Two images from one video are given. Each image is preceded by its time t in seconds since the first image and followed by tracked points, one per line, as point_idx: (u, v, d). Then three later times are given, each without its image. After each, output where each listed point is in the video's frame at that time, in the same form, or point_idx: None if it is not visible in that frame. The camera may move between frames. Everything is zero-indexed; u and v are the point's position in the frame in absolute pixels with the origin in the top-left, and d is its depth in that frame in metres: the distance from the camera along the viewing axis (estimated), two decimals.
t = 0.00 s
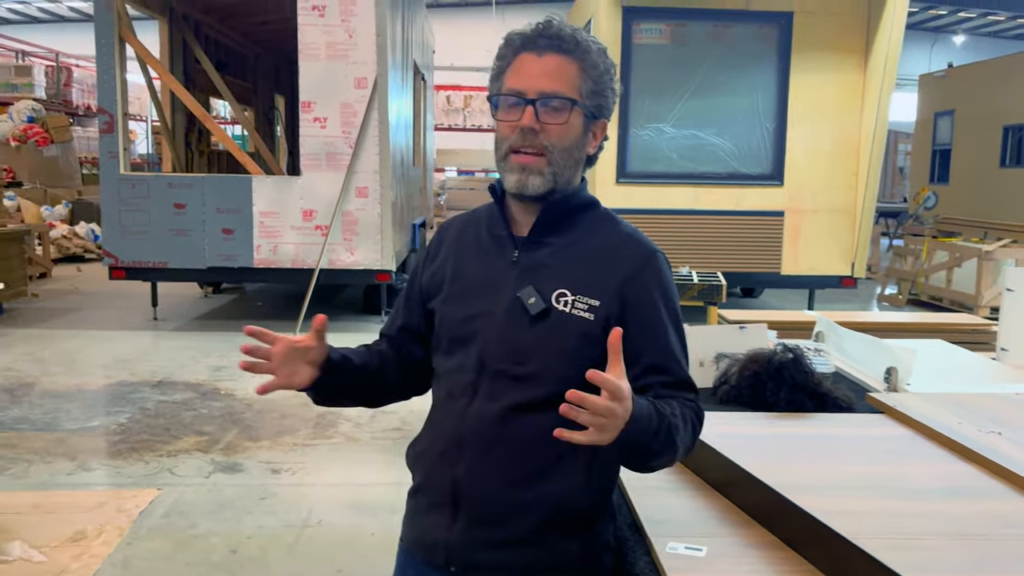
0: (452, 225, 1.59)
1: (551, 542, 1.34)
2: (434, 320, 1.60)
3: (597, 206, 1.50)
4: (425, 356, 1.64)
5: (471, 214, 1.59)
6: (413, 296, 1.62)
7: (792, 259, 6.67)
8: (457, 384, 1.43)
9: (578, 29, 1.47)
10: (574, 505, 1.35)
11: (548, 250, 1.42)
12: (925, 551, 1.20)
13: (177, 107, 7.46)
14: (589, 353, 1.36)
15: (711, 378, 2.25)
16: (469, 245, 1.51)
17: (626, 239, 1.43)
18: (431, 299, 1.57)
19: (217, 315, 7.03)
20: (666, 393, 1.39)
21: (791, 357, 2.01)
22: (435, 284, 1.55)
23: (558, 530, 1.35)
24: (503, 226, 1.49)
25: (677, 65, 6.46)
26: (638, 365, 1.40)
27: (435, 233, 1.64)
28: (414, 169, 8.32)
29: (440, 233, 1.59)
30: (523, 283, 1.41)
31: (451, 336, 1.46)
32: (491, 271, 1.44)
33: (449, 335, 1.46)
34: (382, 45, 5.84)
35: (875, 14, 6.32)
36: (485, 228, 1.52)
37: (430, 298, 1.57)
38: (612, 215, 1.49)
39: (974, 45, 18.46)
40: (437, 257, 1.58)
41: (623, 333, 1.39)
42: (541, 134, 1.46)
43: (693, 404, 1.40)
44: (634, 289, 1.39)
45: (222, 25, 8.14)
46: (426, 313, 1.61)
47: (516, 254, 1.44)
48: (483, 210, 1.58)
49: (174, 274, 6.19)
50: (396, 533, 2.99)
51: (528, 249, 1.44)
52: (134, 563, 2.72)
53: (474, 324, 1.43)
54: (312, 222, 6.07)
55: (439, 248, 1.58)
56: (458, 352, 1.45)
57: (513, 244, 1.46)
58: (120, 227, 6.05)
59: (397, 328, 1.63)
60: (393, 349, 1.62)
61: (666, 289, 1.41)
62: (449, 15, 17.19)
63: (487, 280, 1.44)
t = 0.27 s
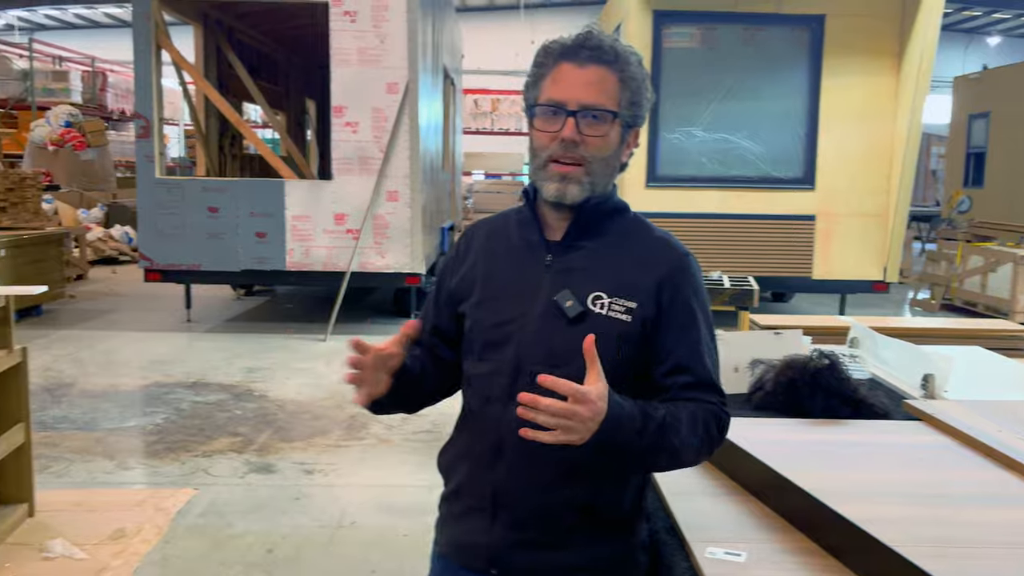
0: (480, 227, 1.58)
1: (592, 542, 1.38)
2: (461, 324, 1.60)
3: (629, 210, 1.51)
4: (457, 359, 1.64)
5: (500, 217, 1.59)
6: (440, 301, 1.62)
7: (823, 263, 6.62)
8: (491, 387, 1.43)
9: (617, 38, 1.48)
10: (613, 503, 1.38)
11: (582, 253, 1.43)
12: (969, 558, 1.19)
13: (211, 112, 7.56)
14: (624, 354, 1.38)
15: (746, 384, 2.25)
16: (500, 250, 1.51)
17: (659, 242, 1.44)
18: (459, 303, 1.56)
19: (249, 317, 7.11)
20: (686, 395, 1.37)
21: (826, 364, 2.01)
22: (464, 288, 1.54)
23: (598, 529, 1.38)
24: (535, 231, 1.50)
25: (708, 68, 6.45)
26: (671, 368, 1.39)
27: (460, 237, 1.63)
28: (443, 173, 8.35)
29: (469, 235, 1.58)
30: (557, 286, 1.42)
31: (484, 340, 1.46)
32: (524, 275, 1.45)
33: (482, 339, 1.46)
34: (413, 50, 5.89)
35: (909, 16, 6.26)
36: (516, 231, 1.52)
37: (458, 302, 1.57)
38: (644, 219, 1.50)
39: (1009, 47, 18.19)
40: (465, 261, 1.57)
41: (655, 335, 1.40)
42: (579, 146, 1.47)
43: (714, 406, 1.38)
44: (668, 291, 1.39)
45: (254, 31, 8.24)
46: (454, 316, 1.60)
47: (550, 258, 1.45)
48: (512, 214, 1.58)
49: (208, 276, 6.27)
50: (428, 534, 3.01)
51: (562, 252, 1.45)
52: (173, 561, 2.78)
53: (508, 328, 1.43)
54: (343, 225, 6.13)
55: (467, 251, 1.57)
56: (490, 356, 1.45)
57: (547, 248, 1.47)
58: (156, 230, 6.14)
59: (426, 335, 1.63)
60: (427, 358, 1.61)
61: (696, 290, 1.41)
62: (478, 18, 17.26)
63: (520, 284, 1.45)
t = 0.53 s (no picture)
0: (495, 230, 1.58)
1: (617, 536, 1.41)
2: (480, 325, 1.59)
3: (645, 212, 1.51)
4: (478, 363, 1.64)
5: (516, 218, 1.58)
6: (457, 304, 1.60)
7: (850, 267, 6.58)
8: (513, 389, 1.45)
9: (632, 44, 1.47)
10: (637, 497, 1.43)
11: (602, 256, 1.44)
12: (1000, 562, 1.19)
13: (239, 115, 7.65)
14: (644, 355, 1.40)
15: (773, 387, 2.25)
16: (519, 253, 1.51)
17: (677, 244, 1.44)
18: (477, 305, 1.55)
19: (276, 317, 7.18)
20: (692, 393, 1.38)
21: (855, 367, 2.01)
22: (482, 292, 1.53)
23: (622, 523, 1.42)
24: (554, 234, 1.50)
25: (734, 70, 6.43)
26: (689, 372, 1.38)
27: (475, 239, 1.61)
28: (468, 175, 8.39)
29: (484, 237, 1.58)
30: (577, 289, 1.43)
31: (505, 343, 1.47)
32: (545, 278, 1.46)
33: (502, 341, 1.48)
34: (439, 53, 5.93)
35: (939, 17, 6.21)
36: (535, 234, 1.52)
37: (476, 304, 1.55)
38: (660, 220, 1.51)
39: None
40: (482, 263, 1.56)
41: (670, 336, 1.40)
42: (596, 154, 1.46)
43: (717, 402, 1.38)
44: (686, 291, 1.40)
45: (282, 34, 8.32)
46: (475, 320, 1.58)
47: (569, 261, 1.46)
48: (528, 216, 1.57)
49: (236, 277, 6.35)
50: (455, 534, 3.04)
51: (581, 255, 1.45)
52: (205, 557, 2.82)
53: (529, 330, 1.45)
54: (370, 227, 6.18)
55: (484, 254, 1.56)
56: (513, 358, 1.47)
57: (566, 251, 1.47)
58: (186, 231, 6.22)
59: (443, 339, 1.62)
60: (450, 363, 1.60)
61: (714, 290, 1.42)
62: (501, 20, 17.30)
63: (540, 287, 1.46)
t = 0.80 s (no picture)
0: (508, 230, 1.59)
1: (635, 530, 1.42)
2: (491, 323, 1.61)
3: (656, 211, 1.54)
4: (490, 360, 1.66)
5: (528, 218, 1.60)
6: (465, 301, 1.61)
7: (879, 269, 6.52)
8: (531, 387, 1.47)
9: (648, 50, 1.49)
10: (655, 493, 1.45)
11: (617, 255, 1.47)
12: None
13: (269, 116, 7.74)
14: (659, 351, 1.43)
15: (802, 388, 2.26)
16: (535, 254, 1.53)
17: (688, 243, 1.47)
18: (490, 305, 1.57)
19: (305, 317, 7.26)
20: (711, 382, 1.39)
21: (884, 369, 2.01)
22: (497, 292, 1.55)
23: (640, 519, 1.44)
24: (568, 235, 1.52)
25: (762, 72, 6.41)
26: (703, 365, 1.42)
27: (486, 241, 1.63)
28: (495, 176, 8.43)
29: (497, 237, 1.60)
30: (593, 288, 1.46)
31: (522, 342, 1.50)
32: (561, 279, 1.48)
33: (520, 340, 1.50)
34: (468, 55, 5.97)
35: (971, 17, 6.15)
36: (549, 235, 1.54)
37: (489, 303, 1.57)
38: (671, 220, 1.54)
39: None
40: (496, 264, 1.58)
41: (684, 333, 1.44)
42: (615, 158, 1.49)
43: (737, 388, 1.38)
44: (698, 289, 1.43)
45: (312, 36, 8.40)
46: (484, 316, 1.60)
47: (584, 262, 1.48)
48: (542, 216, 1.59)
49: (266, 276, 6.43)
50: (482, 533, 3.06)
51: (596, 255, 1.48)
52: (236, 551, 2.87)
53: (547, 329, 1.48)
54: (397, 228, 6.22)
55: (497, 255, 1.58)
56: (529, 358, 1.49)
57: (581, 251, 1.50)
58: (217, 232, 6.31)
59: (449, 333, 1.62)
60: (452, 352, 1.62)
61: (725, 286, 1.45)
62: (528, 21, 17.34)
63: (557, 287, 1.48)
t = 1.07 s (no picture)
0: (528, 231, 1.61)
1: (654, 527, 1.44)
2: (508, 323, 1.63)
3: (676, 213, 1.54)
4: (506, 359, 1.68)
5: (548, 221, 1.61)
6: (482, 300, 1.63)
7: (914, 272, 6.44)
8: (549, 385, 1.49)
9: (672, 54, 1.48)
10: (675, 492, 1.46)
11: (636, 255, 1.48)
12: None
13: (303, 117, 7.82)
14: (677, 350, 1.44)
15: (836, 391, 2.24)
16: (554, 255, 1.54)
17: (707, 244, 1.47)
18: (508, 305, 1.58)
19: (336, 316, 7.32)
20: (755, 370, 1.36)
21: (919, 372, 1.99)
22: (515, 291, 1.56)
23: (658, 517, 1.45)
24: (588, 235, 1.53)
25: (795, 72, 6.36)
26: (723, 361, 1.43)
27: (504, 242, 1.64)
28: (526, 177, 8.44)
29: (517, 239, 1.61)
30: (612, 287, 1.47)
31: (540, 341, 1.51)
32: (579, 278, 1.49)
33: (538, 340, 1.51)
34: (499, 56, 5.99)
35: (1010, 16, 6.05)
36: (568, 236, 1.55)
37: (507, 302, 1.59)
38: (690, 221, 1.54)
39: None
40: (513, 265, 1.59)
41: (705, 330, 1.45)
42: (637, 163, 1.49)
43: (785, 368, 1.35)
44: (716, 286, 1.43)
45: (345, 38, 8.47)
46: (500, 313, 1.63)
47: (603, 261, 1.49)
48: (562, 217, 1.60)
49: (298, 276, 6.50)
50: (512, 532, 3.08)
51: (615, 254, 1.49)
52: (270, 547, 2.92)
53: (566, 328, 1.48)
54: (428, 228, 6.26)
55: (515, 255, 1.59)
56: (547, 357, 1.50)
57: (599, 251, 1.51)
58: (251, 231, 6.39)
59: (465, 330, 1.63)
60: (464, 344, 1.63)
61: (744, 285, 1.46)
62: (559, 22, 17.37)
63: (576, 287, 1.49)
